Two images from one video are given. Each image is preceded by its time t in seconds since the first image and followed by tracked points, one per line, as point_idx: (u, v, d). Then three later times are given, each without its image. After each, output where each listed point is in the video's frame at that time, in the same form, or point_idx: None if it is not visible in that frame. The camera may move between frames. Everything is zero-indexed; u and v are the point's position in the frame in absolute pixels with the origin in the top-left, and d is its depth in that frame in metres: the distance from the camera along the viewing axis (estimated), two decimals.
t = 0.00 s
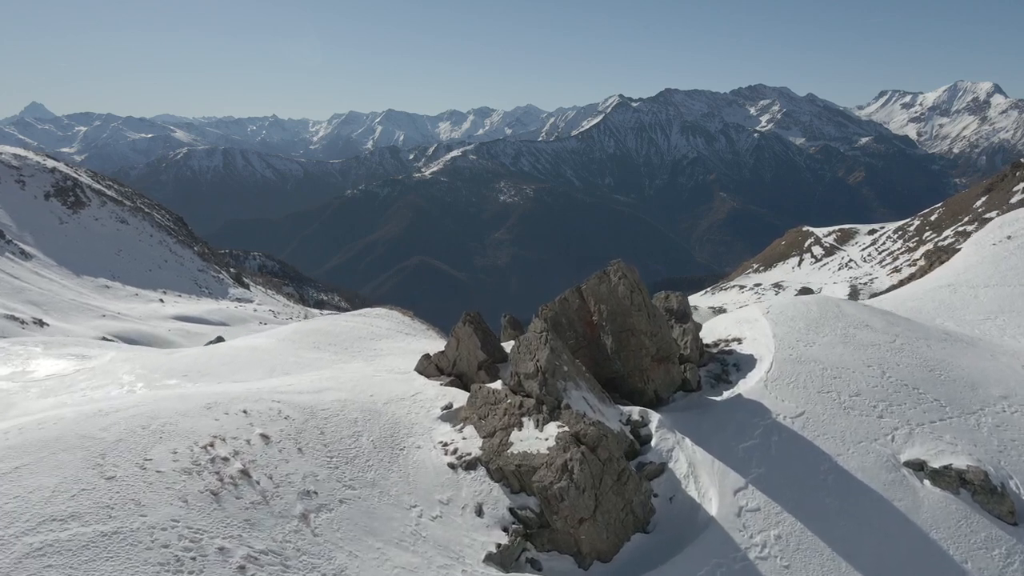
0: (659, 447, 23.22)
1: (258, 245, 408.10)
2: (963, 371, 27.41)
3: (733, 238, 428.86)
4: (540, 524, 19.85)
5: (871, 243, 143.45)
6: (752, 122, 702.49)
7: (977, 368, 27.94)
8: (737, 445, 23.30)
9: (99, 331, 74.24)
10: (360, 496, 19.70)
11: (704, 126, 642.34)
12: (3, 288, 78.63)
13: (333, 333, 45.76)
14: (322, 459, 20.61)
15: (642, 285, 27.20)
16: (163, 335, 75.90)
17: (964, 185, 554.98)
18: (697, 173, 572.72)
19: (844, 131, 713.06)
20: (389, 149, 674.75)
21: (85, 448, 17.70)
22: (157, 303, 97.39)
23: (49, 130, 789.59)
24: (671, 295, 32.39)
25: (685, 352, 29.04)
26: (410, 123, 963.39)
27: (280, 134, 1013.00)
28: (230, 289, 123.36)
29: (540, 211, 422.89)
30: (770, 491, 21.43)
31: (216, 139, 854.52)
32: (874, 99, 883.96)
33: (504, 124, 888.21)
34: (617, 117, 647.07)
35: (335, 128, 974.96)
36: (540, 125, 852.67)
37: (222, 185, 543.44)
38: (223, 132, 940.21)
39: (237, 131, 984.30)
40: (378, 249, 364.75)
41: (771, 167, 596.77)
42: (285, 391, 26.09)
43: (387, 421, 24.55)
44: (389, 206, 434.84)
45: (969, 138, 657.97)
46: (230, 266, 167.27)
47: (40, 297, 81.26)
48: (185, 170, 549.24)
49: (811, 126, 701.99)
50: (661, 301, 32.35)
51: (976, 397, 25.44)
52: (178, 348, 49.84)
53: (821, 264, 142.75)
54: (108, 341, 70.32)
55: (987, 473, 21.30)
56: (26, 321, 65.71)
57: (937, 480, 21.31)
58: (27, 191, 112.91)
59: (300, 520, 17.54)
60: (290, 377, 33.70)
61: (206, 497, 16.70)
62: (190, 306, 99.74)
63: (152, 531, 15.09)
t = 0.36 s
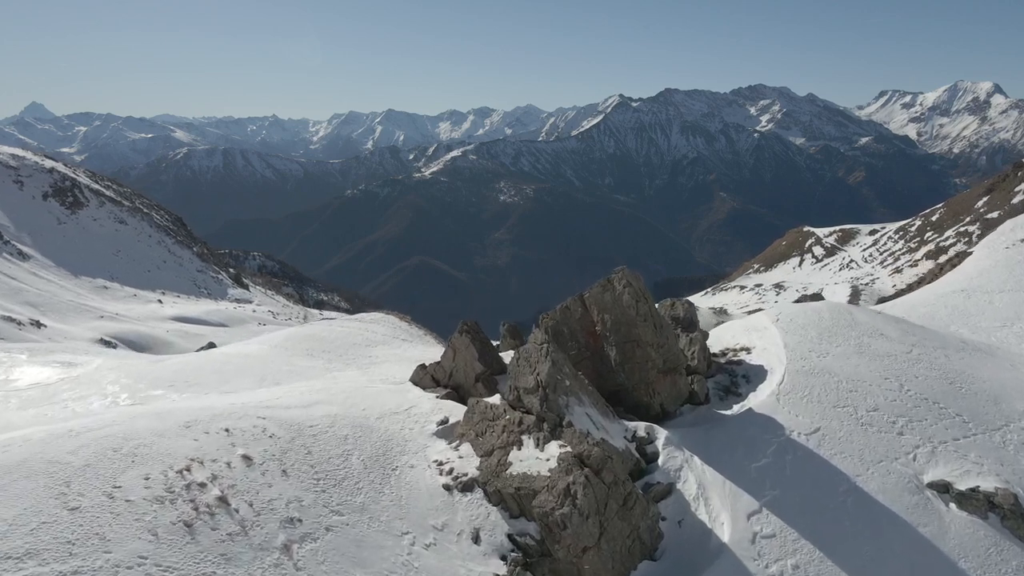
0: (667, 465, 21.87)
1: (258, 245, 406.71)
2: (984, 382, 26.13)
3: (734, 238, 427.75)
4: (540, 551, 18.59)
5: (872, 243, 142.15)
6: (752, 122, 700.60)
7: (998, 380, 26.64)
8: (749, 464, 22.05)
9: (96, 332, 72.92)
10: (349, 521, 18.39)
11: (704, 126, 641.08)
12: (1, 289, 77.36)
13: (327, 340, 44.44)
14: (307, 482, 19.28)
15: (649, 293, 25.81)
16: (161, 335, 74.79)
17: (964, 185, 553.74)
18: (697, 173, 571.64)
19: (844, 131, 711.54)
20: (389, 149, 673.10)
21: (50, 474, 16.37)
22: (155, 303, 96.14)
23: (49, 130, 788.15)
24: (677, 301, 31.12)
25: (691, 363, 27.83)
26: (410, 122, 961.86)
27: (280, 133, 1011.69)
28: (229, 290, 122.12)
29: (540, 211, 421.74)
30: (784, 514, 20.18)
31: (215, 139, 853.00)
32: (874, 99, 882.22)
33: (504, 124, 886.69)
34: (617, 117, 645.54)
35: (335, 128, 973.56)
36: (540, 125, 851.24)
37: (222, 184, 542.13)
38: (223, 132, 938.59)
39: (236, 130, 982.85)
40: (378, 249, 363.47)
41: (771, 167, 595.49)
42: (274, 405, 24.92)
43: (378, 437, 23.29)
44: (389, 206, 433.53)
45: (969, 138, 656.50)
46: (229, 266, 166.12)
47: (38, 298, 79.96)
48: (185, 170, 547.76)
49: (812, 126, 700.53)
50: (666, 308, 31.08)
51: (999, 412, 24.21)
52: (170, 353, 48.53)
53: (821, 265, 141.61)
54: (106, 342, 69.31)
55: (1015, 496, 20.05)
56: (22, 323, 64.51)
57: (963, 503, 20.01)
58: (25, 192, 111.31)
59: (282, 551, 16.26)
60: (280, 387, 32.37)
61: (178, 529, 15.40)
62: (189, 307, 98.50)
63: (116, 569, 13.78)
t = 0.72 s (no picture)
0: (676, 487, 20.53)
1: (258, 245, 405.42)
2: (1008, 396, 24.81)
3: (734, 238, 426.67)
4: None
5: (873, 243, 141.09)
6: (752, 121, 699.36)
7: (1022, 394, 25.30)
8: (762, 486, 20.71)
9: (93, 333, 71.89)
10: (335, 552, 17.00)
11: (705, 126, 639.97)
12: None
13: (321, 348, 43.09)
14: (291, 508, 17.94)
15: (655, 302, 24.57)
16: (160, 335, 73.74)
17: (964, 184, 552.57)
18: (697, 172, 570.65)
19: (844, 131, 710.25)
20: (389, 149, 671.93)
21: (11, 505, 15.11)
22: (154, 304, 95.01)
23: (49, 130, 786.73)
24: (684, 309, 29.78)
25: (699, 375, 26.47)
26: (410, 123, 960.80)
27: (280, 134, 1010.61)
28: (228, 290, 121.02)
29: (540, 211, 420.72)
30: (801, 542, 18.88)
31: (215, 139, 852.41)
32: (874, 99, 880.23)
33: (504, 124, 885.74)
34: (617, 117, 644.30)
35: (335, 128, 972.51)
36: (540, 125, 850.16)
37: (222, 184, 541.05)
38: (223, 132, 937.50)
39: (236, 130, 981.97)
40: (378, 249, 362.25)
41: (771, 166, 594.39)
42: (261, 422, 23.56)
43: (369, 455, 22.03)
44: (389, 206, 432.43)
45: (969, 138, 655.35)
46: (228, 266, 165.03)
47: (34, 299, 78.62)
48: (185, 170, 546.62)
49: (812, 125, 699.26)
50: (672, 316, 29.69)
51: None
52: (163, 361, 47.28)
53: (822, 265, 140.52)
54: (102, 345, 68.38)
55: None
56: (17, 324, 63.28)
57: (994, 529, 18.73)
58: (23, 192, 109.72)
59: None
60: (271, 398, 31.08)
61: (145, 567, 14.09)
62: (188, 307, 97.12)
63: None
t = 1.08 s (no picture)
0: (686, 511, 19.20)
1: (258, 245, 404.16)
2: None
3: (733, 238, 425.49)
4: None
5: (874, 243, 140.06)
6: (752, 121, 698.23)
7: None
8: (780, 510, 19.42)
9: (90, 334, 70.68)
10: None
11: (705, 126, 638.75)
12: None
13: (315, 354, 41.87)
14: (272, 539, 16.59)
15: (662, 313, 23.33)
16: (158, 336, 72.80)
17: (965, 184, 551.10)
18: (697, 172, 569.47)
19: (844, 131, 708.87)
20: (389, 149, 670.70)
21: None
22: (152, 304, 93.82)
23: (48, 130, 785.61)
24: (690, 317, 28.58)
25: (709, 388, 25.22)
26: (410, 122, 959.82)
27: (280, 134, 1009.14)
28: (227, 291, 119.92)
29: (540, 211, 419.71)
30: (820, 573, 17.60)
31: (215, 139, 851.60)
32: (874, 98, 878.43)
33: (504, 124, 884.31)
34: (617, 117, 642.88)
35: (335, 128, 971.16)
36: (540, 125, 848.73)
37: (222, 185, 539.98)
38: (223, 132, 936.19)
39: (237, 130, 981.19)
40: (377, 249, 361.03)
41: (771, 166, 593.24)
42: (247, 439, 22.25)
43: (358, 476, 20.71)
44: (389, 206, 431.19)
45: (969, 138, 654.29)
46: (228, 266, 163.97)
47: (32, 300, 77.36)
48: (185, 170, 545.36)
49: (812, 125, 697.97)
50: (679, 326, 28.43)
51: None
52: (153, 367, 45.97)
53: (822, 265, 139.52)
54: (100, 345, 67.26)
55: None
56: (13, 328, 62.12)
57: None
58: (21, 192, 108.34)
59: None
60: (259, 410, 29.75)
61: None
62: (187, 308, 95.72)
63: None
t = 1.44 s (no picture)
0: (697, 539, 17.80)
1: (257, 246, 403.23)
2: None
3: (733, 238, 424.18)
4: None
5: (876, 243, 138.82)
6: (752, 121, 696.60)
7: None
8: (798, 539, 18.14)
9: (87, 336, 69.48)
10: None
11: (705, 126, 637.24)
12: None
13: (310, 362, 40.58)
14: None
15: (670, 324, 22.07)
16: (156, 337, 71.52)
17: (965, 184, 549.68)
18: (697, 172, 568.48)
19: (844, 131, 707.16)
20: (389, 149, 669.22)
21: None
22: (151, 305, 92.53)
23: (48, 130, 784.74)
24: (698, 326, 27.21)
25: (718, 402, 23.91)
26: (410, 122, 958.19)
27: (280, 134, 1008.45)
28: (226, 291, 118.45)
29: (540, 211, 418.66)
30: None
31: (216, 139, 851.25)
32: (874, 98, 876.75)
33: (504, 124, 883.24)
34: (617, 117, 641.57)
35: (335, 128, 970.08)
36: (540, 125, 847.49)
37: (222, 185, 539.07)
38: (223, 132, 935.17)
39: (237, 130, 980.32)
40: (377, 249, 359.90)
41: (771, 166, 591.89)
42: (231, 456, 21.01)
43: (347, 502, 19.26)
44: (389, 206, 430.00)
45: (969, 138, 653.16)
46: (227, 266, 162.82)
47: (29, 300, 76.13)
48: (185, 170, 544.22)
49: (812, 125, 696.48)
50: (686, 335, 27.11)
51: None
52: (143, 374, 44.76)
53: (824, 265, 138.45)
54: (97, 347, 66.13)
55: None
56: (9, 329, 61.00)
57: None
58: (19, 192, 106.99)
59: None
60: (249, 423, 28.38)
61: None
62: (185, 309, 94.56)
63: None
